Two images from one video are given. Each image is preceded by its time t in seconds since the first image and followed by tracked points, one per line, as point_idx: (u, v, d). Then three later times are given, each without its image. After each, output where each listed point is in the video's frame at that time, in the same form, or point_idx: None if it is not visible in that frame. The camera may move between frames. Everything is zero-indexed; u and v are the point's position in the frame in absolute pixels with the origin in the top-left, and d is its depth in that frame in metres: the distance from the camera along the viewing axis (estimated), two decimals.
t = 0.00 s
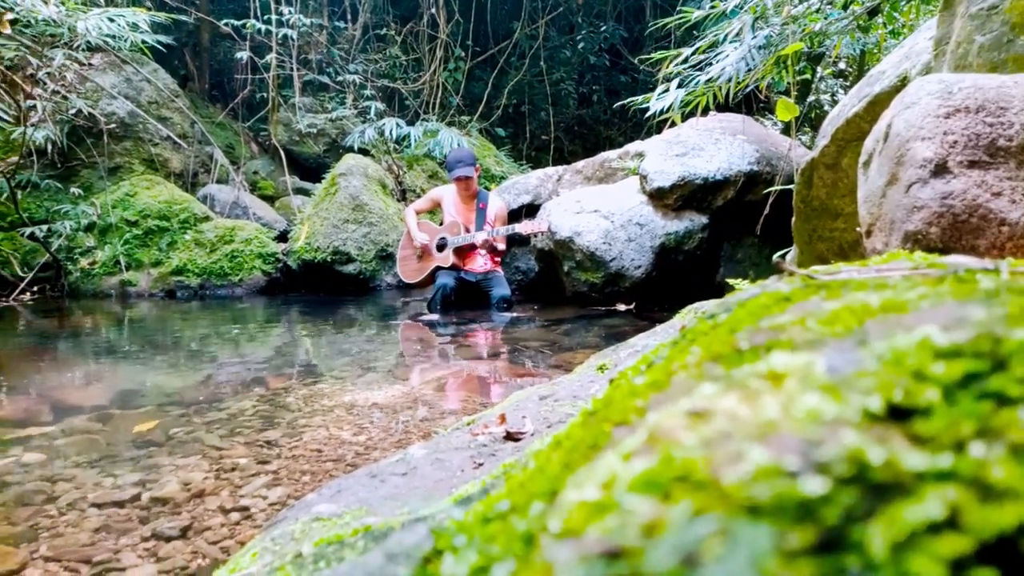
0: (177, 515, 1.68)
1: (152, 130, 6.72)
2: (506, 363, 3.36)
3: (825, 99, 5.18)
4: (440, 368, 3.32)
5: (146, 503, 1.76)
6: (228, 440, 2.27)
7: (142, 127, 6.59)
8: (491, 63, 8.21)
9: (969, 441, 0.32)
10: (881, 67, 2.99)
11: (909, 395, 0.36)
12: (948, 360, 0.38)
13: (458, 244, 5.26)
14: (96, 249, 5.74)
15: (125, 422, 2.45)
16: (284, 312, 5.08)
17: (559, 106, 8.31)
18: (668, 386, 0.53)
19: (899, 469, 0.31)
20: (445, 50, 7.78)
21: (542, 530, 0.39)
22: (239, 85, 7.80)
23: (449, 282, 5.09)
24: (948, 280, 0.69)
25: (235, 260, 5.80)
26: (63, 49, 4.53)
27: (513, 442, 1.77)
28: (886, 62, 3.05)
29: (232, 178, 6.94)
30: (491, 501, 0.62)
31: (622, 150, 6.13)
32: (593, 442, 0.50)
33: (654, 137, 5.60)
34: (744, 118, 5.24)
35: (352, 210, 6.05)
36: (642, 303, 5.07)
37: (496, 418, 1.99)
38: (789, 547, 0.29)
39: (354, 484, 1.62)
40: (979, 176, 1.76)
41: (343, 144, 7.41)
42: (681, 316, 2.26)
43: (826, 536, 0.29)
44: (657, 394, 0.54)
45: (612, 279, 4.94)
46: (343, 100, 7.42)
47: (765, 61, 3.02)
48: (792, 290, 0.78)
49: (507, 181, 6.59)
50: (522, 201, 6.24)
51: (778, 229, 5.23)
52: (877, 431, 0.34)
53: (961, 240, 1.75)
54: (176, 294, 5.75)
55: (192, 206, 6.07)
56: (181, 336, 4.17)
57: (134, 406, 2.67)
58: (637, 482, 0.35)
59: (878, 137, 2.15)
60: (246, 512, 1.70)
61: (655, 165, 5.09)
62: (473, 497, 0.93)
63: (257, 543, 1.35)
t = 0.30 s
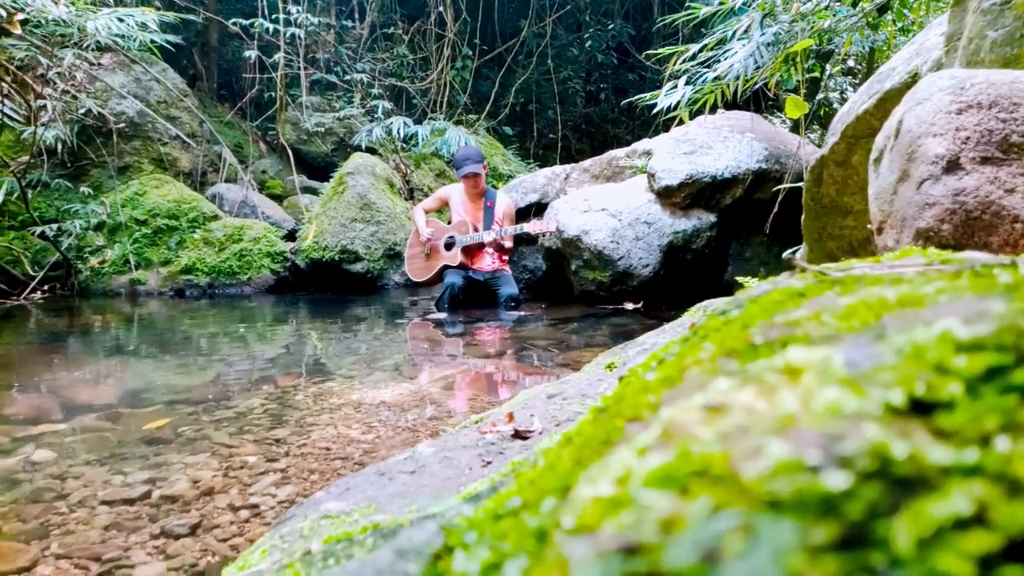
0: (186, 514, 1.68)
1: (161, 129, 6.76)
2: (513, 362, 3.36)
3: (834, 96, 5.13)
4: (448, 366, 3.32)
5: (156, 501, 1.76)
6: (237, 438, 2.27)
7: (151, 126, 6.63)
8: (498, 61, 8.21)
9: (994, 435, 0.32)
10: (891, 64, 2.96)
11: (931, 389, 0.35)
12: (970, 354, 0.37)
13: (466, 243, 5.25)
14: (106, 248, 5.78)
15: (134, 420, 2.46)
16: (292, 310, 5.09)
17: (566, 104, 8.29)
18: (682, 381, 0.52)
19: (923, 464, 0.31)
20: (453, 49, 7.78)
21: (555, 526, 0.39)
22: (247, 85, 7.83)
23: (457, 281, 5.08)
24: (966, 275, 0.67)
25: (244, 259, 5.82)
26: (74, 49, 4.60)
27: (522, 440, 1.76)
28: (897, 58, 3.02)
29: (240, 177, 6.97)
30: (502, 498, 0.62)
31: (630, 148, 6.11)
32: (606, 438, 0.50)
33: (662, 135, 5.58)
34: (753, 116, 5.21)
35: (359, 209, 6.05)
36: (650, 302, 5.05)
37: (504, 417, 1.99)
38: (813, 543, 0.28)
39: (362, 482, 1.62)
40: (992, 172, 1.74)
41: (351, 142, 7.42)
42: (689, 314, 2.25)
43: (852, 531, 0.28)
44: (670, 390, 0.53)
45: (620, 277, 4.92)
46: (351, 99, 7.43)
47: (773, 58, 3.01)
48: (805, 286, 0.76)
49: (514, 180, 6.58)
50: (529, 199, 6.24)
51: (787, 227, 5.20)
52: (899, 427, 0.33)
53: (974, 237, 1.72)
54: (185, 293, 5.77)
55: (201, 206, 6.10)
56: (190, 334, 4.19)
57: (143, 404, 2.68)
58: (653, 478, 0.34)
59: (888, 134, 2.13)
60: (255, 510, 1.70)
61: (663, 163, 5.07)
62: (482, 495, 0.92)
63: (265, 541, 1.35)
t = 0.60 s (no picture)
0: (189, 510, 1.68)
1: (163, 128, 6.77)
2: (516, 358, 3.35)
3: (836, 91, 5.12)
4: (450, 363, 3.32)
5: (160, 498, 1.77)
6: (240, 435, 2.27)
7: (153, 125, 6.64)
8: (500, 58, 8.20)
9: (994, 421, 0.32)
10: (894, 57, 2.94)
11: (935, 374, 0.34)
12: (972, 339, 0.37)
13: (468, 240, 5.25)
14: (109, 246, 5.80)
15: (138, 418, 2.47)
16: (295, 308, 5.10)
17: (568, 100, 8.27)
18: (681, 371, 0.51)
19: (925, 448, 0.30)
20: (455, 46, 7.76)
21: (553, 514, 0.38)
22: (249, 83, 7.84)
23: (460, 278, 5.10)
24: (969, 264, 0.67)
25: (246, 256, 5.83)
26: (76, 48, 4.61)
27: (524, 436, 1.76)
28: (900, 51, 3.00)
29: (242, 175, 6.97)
30: (502, 489, 0.61)
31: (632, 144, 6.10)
32: (605, 427, 0.49)
33: (664, 131, 5.57)
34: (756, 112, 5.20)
35: (362, 206, 6.05)
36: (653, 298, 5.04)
37: (507, 412, 1.99)
38: (811, 526, 0.27)
39: (365, 478, 1.62)
40: (995, 165, 1.73)
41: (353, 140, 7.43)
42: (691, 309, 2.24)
43: (852, 514, 0.28)
44: (671, 377, 0.52)
45: (622, 273, 4.91)
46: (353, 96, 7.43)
47: (775, 53, 2.99)
48: (806, 276, 0.76)
49: (517, 176, 6.59)
50: (531, 196, 6.24)
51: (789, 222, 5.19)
52: (902, 410, 0.32)
53: (978, 230, 1.71)
54: (188, 290, 5.78)
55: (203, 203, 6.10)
56: (193, 332, 4.20)
57: (147, 401, 2.68)
58: (650, 463, 0.33)
59: (891, 127, 2.12)
60: (259, 506, 1.70)
61: (665, 159, 5.06)
62: (483, 488, 0.92)
63: (268, 537, 1.35)
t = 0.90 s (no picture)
0: (194, 508, 1.68)
1: (167, 127, 6.79)
2: (520, 357, 3.35)
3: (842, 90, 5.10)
4: (454, 361, 3.32)
5: (165, 496, 1.77)
6: (245, 433, 2.28)
7: (158, 124, 6.65)
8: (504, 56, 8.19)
9: (1019, 422, 0.31)
10: (900, 55, 2.93)
11: (952, 375, 0.34)
12: (990, 339, 0.36)
13: (471, 239, 5.25)
14: (114, 245, 5.81)
15: (143, 416, 2.47)
16: (299, 307, 5.10)
17: (572, 99, 8.26)
18: (691, 371, 0.51)
19: (946, 450, 0.29)
20: (459, 45, 7.76)
21: (563, 516, 0.38)
22: (254, 82, 7.85)
23: (463, 277, 5.09)
24: (983, 263, 0.66)
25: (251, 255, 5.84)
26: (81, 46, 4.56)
27: (528, 435, 1.75)
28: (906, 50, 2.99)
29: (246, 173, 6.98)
30: (508, 489, 0.61)
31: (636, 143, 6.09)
32: (615, 428, 0.48)
33: (668, 130, 5.55)
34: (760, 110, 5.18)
35: (366, 205, 6.06)
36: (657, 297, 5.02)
37: (511, 411, 1.98)
38: (833, 531, 0.26)
39: (370, 477, 1.62)
40: (1004, 163, 1.71)
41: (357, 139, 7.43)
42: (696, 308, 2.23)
43: (872, 519, 0.27)
44: (682, 379, 0.51)
45: (626, 273, 4.90)
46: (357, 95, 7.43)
47: (780, 51, 2.98)
48: (816, 275, 0.75)
49: (521, 175, 6.58)
50: (535, 195, 6.23)
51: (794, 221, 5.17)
52: (923, 411, 0.32)
53: (986, 229, 1.70)
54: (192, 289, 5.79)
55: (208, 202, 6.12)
56: (198, 331, 4.21)
57: (151, 400, 2.69)
58: (664, 465, 0.33)
59: (898, 126, 2.11)
60: (263, 505, 1.70)
61: (670, 158, 5.05)
62: (489, 488, 0.91)
63: (273, 535, 1.35)
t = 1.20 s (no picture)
0: (205, 512, 1.68)
1: (178, 132, 6.84)
2: (529, 360, 3.34)
3: (851, 91, 5.07)
4: (464, 365, 3.32)
5: (176, 500, 1.77)
6: (255, 437, 2.28)
7: (168, 130, 6.71)
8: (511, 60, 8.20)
9: None
10: (911, 56, 2.90)
11: (989, 380, 0.33)
12: None
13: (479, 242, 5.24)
14: (125, 250, 5.85)
15: (155, 420, 2.48)
16: (308, 311, 5.12)
17: (579, 102, 8.25)
18: (713, 375, 0.50)
19: (990, 458, 0.28)
20: (466, 49, 7.78)
21: (589, 524, 0.37)
22: (263, 87, 7.89)
23: (472, 280, 5.08)
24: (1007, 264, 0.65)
25: (261, 259, 5.86)
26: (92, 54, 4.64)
27: (540, 439, 1.74)
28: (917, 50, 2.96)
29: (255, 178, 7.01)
30: (526, 495, 0.60)
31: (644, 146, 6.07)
32: (638, 433, 0.48)
33: (676, 132, 5.53)
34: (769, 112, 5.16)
35: (374, 209, 6.07)
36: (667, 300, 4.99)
37: (522, 415, 1.97)
38: (880, 543, 0.25)
39: (381, 481, 1.61)
40: (1019, 163, 1.69)
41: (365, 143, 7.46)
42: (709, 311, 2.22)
43: (916, 533, 0.26)
44: (705, 383, 0.50)
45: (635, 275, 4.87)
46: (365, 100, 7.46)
47: (789, 52, 2.96)
48: (837, 277, 0.74)
49: (528, 179, 6.58)
50: (543, 198, 6.23)
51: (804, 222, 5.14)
52: (962, 418, 0.31)
53: (1002, 229, 1.68)
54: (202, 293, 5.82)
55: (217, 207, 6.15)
56: (209, 335, 4.23)
57: (162, 404, 2.70)
58: (696, 473, 0.32)
59: (910, 127, 2.09)
60: (274, 509, 1.71)
61: (678, 160, 5.03)
62: (503, 493, 0.91)
63: (285, 540, 1.35)
